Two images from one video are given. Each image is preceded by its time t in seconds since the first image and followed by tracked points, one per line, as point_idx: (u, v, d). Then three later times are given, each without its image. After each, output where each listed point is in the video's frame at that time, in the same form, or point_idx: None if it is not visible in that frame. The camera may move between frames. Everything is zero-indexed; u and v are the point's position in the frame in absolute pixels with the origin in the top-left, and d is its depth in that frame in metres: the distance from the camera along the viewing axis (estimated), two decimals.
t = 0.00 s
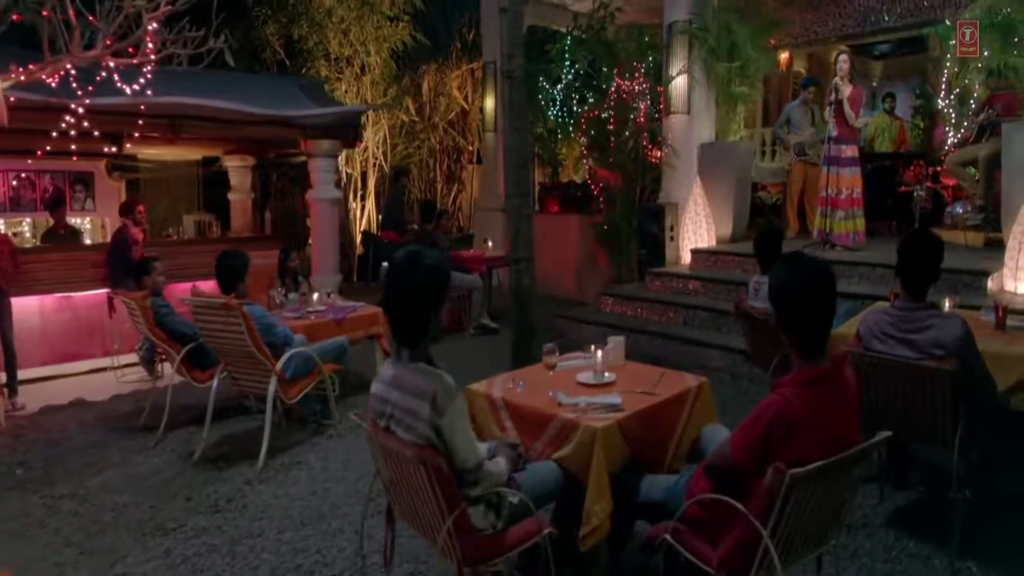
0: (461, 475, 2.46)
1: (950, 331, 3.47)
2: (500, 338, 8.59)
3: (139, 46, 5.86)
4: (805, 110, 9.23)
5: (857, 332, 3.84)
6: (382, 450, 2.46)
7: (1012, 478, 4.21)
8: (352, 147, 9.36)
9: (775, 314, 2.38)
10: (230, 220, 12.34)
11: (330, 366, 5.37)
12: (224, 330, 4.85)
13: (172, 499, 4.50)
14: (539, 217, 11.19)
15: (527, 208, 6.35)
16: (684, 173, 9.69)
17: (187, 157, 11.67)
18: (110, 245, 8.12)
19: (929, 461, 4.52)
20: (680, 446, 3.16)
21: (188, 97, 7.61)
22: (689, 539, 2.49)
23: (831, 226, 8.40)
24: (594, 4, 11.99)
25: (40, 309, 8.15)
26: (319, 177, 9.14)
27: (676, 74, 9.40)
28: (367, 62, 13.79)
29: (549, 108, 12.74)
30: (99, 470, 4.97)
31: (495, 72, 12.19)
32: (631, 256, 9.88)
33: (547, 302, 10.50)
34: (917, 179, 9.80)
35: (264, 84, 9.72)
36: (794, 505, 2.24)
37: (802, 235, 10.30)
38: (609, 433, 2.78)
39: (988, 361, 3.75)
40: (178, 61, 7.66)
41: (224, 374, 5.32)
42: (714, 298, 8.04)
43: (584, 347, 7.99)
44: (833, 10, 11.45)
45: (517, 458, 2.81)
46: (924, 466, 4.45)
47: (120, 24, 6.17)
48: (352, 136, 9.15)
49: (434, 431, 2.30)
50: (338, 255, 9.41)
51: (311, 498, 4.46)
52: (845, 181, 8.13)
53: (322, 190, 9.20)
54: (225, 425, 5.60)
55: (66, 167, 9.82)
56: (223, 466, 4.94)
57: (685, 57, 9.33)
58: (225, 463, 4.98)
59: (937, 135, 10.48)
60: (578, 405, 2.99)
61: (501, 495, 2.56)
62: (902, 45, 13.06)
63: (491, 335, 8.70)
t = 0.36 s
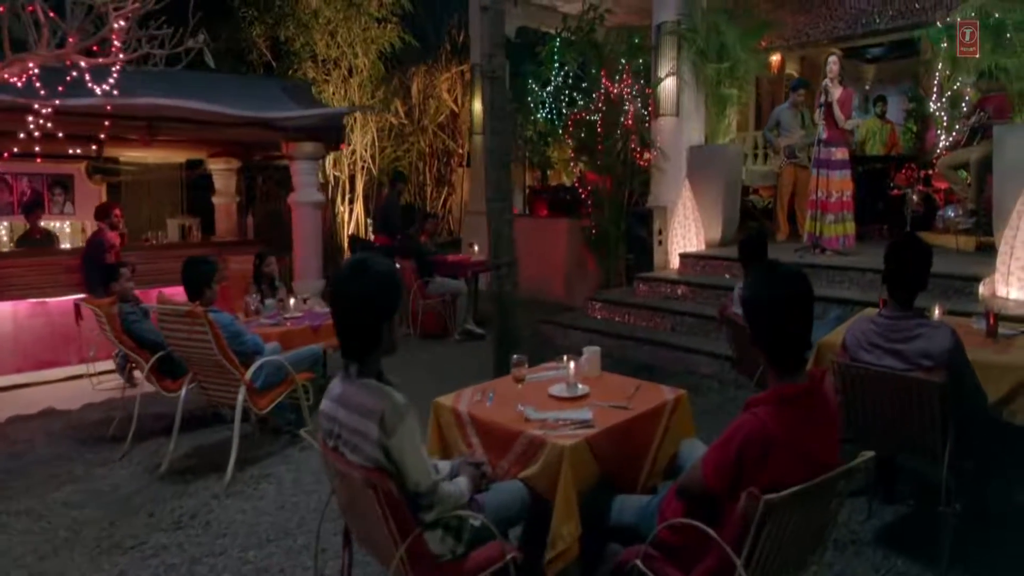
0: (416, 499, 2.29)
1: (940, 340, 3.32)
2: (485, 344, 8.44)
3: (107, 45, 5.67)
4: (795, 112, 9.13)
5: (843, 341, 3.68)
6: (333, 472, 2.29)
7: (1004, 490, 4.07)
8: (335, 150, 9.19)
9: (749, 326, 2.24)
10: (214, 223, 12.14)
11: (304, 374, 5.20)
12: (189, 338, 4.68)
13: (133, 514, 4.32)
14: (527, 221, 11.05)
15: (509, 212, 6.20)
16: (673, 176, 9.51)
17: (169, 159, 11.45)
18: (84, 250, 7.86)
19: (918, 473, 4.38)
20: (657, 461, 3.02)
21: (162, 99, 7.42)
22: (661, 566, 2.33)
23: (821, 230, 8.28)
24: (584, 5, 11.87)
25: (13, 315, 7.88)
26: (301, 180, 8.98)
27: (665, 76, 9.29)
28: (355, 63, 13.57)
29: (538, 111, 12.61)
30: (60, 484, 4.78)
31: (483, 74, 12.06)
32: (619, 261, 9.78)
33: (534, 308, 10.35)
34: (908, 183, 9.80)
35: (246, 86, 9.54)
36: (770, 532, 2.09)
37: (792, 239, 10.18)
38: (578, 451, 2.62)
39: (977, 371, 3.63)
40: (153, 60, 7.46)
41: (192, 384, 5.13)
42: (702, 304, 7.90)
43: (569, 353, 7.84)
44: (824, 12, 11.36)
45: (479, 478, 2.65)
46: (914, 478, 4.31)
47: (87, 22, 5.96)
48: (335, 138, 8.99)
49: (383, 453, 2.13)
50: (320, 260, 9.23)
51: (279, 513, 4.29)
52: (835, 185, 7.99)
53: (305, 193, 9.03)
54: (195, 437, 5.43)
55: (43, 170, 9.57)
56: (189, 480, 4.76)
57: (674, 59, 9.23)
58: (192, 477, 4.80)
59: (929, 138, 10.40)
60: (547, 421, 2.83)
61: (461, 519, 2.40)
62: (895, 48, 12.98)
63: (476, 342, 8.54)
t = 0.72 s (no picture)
0: (359, 528, 2.08)
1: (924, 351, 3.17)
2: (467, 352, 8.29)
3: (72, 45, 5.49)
4: (783, 116, 9.08)
5: (827, 354, 3.53)
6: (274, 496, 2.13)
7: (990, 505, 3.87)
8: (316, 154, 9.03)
9: (719, 343, 2.09)
10: (195, 228, 11.94)
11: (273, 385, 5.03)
12: (149, 348, 4.51)
13: (88, 533, 4.13)
14: (513, 226, 10.92)
15: (488, 218, 6.06)
16: (659, 181, 9.52)
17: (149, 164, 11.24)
18: (56, 256, 7.62)
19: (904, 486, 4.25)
20: (628, 480, 2.87)
21: (133, 101, 7.27)
22: None
23: (807, 235, 8.16)
24: (571, 8, 11.77)
25: None
26: (280, 184, 8.81)
27: (651, 80, 9.24)
28: (339, 67, 13.48)
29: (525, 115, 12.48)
30: (17, 500, 4.59)
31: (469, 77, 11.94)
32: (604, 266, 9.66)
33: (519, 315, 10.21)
34: (897, 188, 9.71)
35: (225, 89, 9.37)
36: (741, 563, 1.94)
37: (779, 245, 10.09)
38: (542, 472, 2.47)
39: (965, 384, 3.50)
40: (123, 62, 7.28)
41: (157, 396, 4.94)
42: (687, 310, 7.78)
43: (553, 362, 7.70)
44: (812, 16, 11.29)
45: (437, 501, 2.49)
46: (900, 492, 4.18)
47: (50, 21, 5.77)
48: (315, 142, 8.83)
49: (322, 479, 1.98)
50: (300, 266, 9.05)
51: (242, 530, 4.12)
52: (822, 190, 7.89)
53: (285, 198, 8.86)
54: (161, 450, 5.25)
55: (16, 174, 9.35)
56: (152, 495, 4.58)
57: (661, 62, 9.15)
58: (155, 492, 4.62)
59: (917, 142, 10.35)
60: (512, 439, 2.67)
61: (415, 547, 2.24)
62: (884, 53, 12.93)
63: (458, 349, 8.40)
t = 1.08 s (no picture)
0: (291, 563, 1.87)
1: (908, 364, 3.03)
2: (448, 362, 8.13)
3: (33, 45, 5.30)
4: (768, 123, 9.09)
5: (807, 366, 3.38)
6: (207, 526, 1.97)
7: (979, 515, 3.75)
8: (294, 159, 8.85)
9: (685, 358, 1.93)
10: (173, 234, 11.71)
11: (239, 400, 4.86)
12: (105, 360, 4.31)
13: (37, 555, 3.93)
14: (497, 233, 10.78)
15: (465, 225, 5.91)
16: (642, 188, 9.31)
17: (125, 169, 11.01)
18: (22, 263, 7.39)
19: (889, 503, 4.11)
20: (596, 502, 2.72)
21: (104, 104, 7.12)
22: None
23: (793, 242, 8.05)
24: (557, 13, 11.68)
25: None
26: (257, 190, 8.62)
27: (635, 84, 9.04)
28: (322, 71, 13.38)
29: (510, 120, 12.35)
30: None
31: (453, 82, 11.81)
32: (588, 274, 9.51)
33: (502, 322, 10.06)
34: (882, 195, 9.66)
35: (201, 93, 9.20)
36: None
37: (765, 252, 9.99)
38: (499, 497, 2.31)
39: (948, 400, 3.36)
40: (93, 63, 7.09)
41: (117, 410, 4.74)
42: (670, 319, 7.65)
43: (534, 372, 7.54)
44: (798, 22, 11.23)
45: (388, 529, 2.31)
46: (885, 509, 4.04)
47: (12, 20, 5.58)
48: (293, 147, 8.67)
49: (252, 512, 1.82)
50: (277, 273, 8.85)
51: (201, 551, 3.93)
52: (807, 196, 7.79)
53: (261, 204, 8.68)
54: (123, 466, 5.04)
55: None
56: (108, 514, 4.37)
57: (645, 66, 8.99)
58: (112, 511, 4.42)
59: (902, 149, 10.29)
60: (470, 461, 2.52)
61: None
62: (870, 61, 12.92)
63: (438, 359, 8.23)
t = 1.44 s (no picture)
0: None
1: (892, 376, 2.88)
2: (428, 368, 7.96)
3: None
4: (756, 126, 8.97)
5: (786, 377, 3.20)
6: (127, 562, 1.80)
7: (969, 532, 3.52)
8: (272, 161, 8.67)
9: (646, 377, 1.75)
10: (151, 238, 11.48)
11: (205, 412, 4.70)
12: (60, 372, 4.13)
13: None
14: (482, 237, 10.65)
15: (442, 229, 5.75)
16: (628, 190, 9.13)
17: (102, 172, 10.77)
18: None
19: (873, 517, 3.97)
20: (562, 524, 2.56)
21: (73, 105, 6.92)
22: None
23: (779, 246, 7.94)
24: (543, 14, 11.55)
25: None
26: (234, 193, 8.43)
27: (620, 86, 8.88)
28: (305, 73, 13.18)
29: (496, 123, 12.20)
30: None
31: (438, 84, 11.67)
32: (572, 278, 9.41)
33: (487, 328, 9.91)
34: (870, 199, 9.65)
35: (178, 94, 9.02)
36: None
37: (752, 257, 9.89)
38: (453, 523, 2.15)
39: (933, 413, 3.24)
40: (61, 63, 6.89)
41: (75, 422, 4.55)
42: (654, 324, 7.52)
43: (516, 380, 7.40)
44: (786, 24, 11.14)
45: (335, 556, 2.15)
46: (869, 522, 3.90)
47: None
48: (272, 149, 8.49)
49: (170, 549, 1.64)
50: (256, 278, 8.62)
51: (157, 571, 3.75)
52: (793, 199, 7.68)
53: (239, 207, 8.46)
54: (84, 480, 4.84)
55: None
56: (63, 533, 4.18)
57: (631, 68, 8.83)
58: (67, 529, 4.23)
59: (890, 153, 10.23)
60: (425, 484, 2.35)
61: None
62: (859, 64, 12.88)
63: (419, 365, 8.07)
